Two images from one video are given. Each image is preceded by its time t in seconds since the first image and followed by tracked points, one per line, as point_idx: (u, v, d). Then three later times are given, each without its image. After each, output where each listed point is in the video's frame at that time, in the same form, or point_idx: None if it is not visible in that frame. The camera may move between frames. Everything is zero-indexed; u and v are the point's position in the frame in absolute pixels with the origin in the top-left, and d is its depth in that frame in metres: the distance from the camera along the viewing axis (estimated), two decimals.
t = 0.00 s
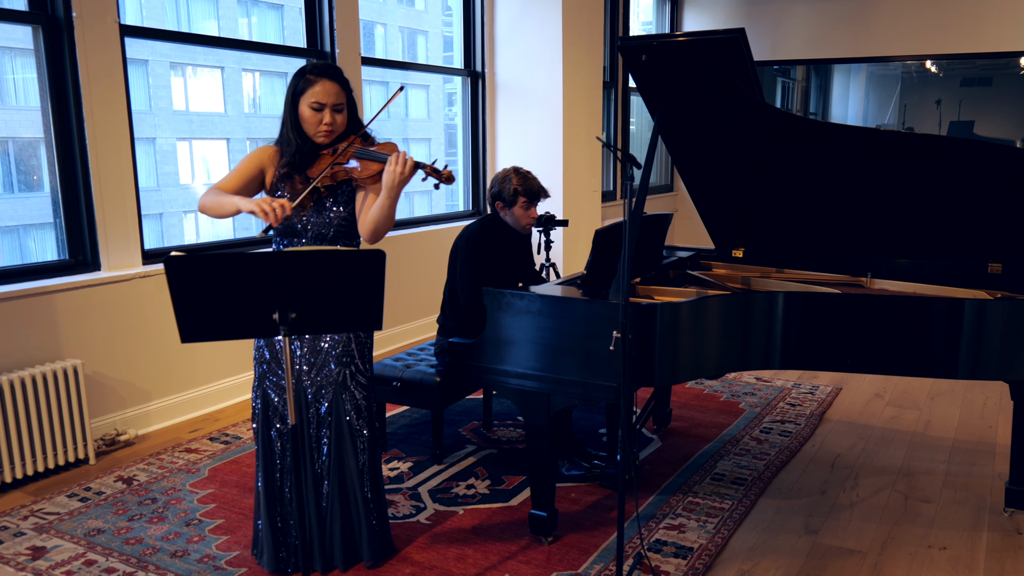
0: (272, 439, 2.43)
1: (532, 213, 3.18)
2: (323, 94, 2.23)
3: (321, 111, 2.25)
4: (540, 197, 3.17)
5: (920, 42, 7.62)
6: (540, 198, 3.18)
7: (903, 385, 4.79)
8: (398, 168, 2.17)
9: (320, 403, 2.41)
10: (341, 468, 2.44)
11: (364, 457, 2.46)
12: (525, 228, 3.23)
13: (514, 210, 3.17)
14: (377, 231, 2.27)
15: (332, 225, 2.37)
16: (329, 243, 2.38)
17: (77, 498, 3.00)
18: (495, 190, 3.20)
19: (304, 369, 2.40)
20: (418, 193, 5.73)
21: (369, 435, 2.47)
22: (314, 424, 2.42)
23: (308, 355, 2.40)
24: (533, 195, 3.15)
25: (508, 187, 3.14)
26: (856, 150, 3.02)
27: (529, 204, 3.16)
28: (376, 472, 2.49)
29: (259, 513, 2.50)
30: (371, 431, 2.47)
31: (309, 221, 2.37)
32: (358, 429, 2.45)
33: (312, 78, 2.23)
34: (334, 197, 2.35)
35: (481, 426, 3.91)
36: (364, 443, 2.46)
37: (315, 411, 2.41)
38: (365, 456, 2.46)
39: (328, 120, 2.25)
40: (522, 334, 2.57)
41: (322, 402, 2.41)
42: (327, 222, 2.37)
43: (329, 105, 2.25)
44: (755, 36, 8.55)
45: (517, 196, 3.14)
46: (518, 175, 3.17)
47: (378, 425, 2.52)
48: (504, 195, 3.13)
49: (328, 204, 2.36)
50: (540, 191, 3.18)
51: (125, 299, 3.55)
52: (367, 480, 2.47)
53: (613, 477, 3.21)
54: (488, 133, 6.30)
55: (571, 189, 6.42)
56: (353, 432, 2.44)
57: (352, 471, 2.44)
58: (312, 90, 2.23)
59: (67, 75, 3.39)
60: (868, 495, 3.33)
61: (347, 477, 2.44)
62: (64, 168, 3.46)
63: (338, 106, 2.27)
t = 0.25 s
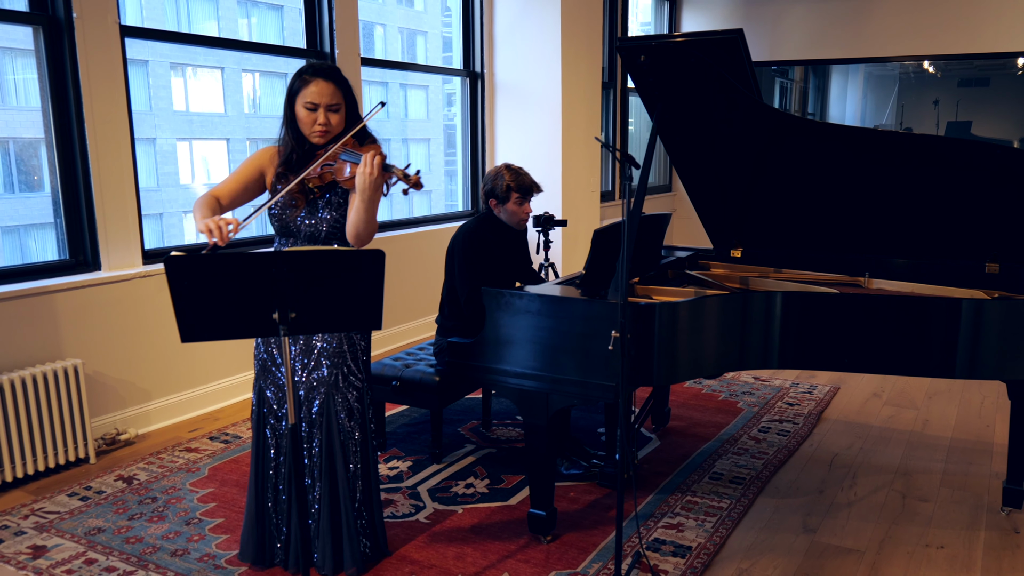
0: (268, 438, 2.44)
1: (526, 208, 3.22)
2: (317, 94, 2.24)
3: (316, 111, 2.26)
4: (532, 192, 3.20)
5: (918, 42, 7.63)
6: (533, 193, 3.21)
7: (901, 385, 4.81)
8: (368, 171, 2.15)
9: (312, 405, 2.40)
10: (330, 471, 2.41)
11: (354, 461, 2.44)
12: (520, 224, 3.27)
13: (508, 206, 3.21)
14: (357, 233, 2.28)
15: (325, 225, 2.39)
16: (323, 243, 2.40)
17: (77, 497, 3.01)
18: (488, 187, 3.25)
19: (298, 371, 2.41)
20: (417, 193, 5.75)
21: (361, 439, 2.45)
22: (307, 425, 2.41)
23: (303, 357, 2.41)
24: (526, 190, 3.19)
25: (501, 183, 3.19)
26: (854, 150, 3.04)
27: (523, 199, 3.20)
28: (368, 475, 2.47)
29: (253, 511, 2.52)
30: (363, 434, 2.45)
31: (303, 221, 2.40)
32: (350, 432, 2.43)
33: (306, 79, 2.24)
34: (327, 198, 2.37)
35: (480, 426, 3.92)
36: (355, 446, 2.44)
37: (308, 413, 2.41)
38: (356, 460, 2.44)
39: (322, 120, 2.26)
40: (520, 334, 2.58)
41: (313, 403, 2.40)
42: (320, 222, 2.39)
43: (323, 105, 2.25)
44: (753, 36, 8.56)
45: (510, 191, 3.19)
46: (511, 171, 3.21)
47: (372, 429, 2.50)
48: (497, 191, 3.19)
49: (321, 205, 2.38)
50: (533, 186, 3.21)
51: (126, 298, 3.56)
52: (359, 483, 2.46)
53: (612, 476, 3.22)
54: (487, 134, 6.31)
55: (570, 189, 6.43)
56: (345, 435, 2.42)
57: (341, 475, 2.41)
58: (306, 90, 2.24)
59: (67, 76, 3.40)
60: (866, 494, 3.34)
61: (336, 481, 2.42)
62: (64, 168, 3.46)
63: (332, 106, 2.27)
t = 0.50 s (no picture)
0: (265, 437, 2.45)
1: (522, 205, 3.23)
2: (309, 96, 2.22)
3: (307, 113, 2.23)
4: (527, 189, 3.20)
5: (916, 42, 7.65)
6: (528, 189, 3.21)
7: (898, 384, 4.82)
8: (338, 177, 2.13)
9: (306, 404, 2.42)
10: (322, 472, 2.43)
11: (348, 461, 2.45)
12: (515, 220, 3.27)
13: (503, 204, 3.21)
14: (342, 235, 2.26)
15: (315, 227, 2.41)
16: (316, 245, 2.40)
17: (78, 496, 3.02)
18: (483, 185, 3.24)
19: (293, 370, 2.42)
20: (416, 193, 5.75)
21: (354, 439, 2.46)
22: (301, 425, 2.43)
23: (298, 356, 2.43)
24: (520, 187, 3.19)
25: (496, 180, 3.19)
26: (852, 150, 3.05)
27: (518, 197, 3.20)
28: (361, 476, 2.49)
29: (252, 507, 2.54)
30: (355, 436, 2.46)
31: (295, 222, 2.42)
32: (342, 432, 2.45)
33: (298, 81, 2.22)
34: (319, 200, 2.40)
35: (479, 425, 3.93)
36: (348, 446, 2.45)
37: (304, 412, 2.43)
38: (348, 460, 2.45)
39: (313, 122, 2.23)
40: (520, 333, 2.59)
41: (307, 403, 2.42)
42: (310, 223, 2.41)
43: (313, 108, 2.22)
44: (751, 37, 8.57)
45: (505, 188, 3.19)
46: (506, 169, 3.21)
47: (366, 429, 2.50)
48: (492, 189, 3.18)
49: (312, 207, 2.40)
50: (528, 183, 3.21)
51: (126, 298, 3.57)
52: (351, 484, 2.47)
53: (611, 475, 3.23)
54: (486, 134, 6.32)
55: (569, 189, 6.45)
56: (337, 435, 2.44)
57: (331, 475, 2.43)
58: (298, 93, 2.22)
59: (68, 76, 3.41)
60: (864, 493, 3.35)
61: (329, 481, 2.43)
62: (64, 167, 3.47)
63: (324, 108, 2.24)
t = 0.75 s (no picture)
0: (262, 435, 2.46)
1: (519, 202, 3.23)
2: (299, 93, 2.23)
3: (297, 110, 2.25)
4: (525, 186, 3.20)
5: (914, 43, 7.66)
6: (525, 187, 3.21)
7: (896, 384, 4.84)
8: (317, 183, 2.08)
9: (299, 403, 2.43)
10: (313, 472, 2.43)
11: (340, 461, 2.45)
12: (513, 218, 3.27)
13: (501, 202, 3.22)
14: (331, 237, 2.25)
15: (304, 225, 2.41)
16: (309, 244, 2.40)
17: (78, 495, 3.03)
18: (480, 183, 3.24)
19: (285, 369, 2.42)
20: (416, 193, 5.76)
21: (344, 440, 2.45)
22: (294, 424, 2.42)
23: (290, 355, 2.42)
24: (518, 184, 3.18)
25: (493, 178, 3.19)
26: (850, 151, 3.06)
27: (516, 195, 3.20)
28: (353, 476, 2.48)
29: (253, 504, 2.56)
30: (346, 436, 2.45)
31: (285, 220, 2.42)
32: (332, 432, 2.44)
33: (289, 78, 2.24)
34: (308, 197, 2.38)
35: (478, 425, 3.94)
36: (337, 446, 2.44)
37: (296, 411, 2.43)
38: (337, 460, 2.45)
39: (303, 119, 2.25)
40: (518, 333, 2.60)
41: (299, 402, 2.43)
42: (300, 221, 2.40)
43: (304, 104, 2.24)
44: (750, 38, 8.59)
45: (503, 186, 3.18)
46: (503, 166, 3.21)
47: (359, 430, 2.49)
48: (490, 186, 3.18)
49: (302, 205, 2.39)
50: (525, 180, 3.21)
51: (126, 297, 3.58)
52: (341, 485, 2.47)
53: (610, 475, 3.25)
54: (485, 134, 6.33)
55: (568, 189, 6.46)
56: (326, 435, 2.43)
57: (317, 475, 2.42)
58: (289, 89, 2.25)
59: (68, 77, 3.42)
60: (862, 492, 3.37)
61: (320, 481, 2.43)
62: (65, 168, 3.48)
63: (314, 104, 2.25)
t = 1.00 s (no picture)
0: (260, 433, 2.47)
1: (518, 201, 3.24)
2: (285, 89, 2.22)
3: (283, 106, 2.24)
4: (523, 185, 3.21)
5: (912, 44, 7.68)
6: (524, 185, 3.22)
7: (894, 383, 4.86)
8: (292, 165, 2.11)
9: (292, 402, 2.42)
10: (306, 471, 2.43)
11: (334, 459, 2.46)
12: (512, 217, 3.28)
13: (500, 200, 3.23)
14: (312, 232, 2.25)
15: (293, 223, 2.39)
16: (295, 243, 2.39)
17: (79, 494, 3.04)
18: (480, 182, 3.25)
19: (279, 368, 2.42)
20: (415, 193, 5.77)
21: (338, 440, 2.46)
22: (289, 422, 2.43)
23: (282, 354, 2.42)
24: (517, 182, 3.20)
25: (493, 177, 3.20)
26: (848, 151, 3.07)
27: (515, 193, 3.22)
28: (346, 475, 2.48)
29: (252, 501, 2.58)
30: (340, 435, 2.46)
31: (276, 218, 2.41)
32: (326, 431, 2.44)
33: (274, 75, 2.24)
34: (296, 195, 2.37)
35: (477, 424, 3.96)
36: (332, 445, 2.45)
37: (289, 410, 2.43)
38: (332, 459, 2.45)
39: (288, 114, 2.23)
40: (517, 332, 2.61)
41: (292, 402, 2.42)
42: (289, 219, 2.39)
43: (288, 99, 2.23)
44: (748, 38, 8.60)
45: (503, 184, 3.20)
46: (502, 165, 3.22)
47: (353, 429, 2.49)
48: (489, 185, 3.19)
49: (290, 203, 2.38)
50: (524, 179, 3.22)
51: (126, 297, 3.58)
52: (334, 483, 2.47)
53: (608, 474, 3.26)
54: (484, 135, 6.35)
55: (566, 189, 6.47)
56: (320, 434, 2.43)
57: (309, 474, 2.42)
58: (273, 85, 2.24)
59: (68, 76, 3.43)
60: (860, 491, 3.38)
61: (314, 480, 2.44)
62: (66, 168, 3.49)
63: (299, 100, 2.24)
